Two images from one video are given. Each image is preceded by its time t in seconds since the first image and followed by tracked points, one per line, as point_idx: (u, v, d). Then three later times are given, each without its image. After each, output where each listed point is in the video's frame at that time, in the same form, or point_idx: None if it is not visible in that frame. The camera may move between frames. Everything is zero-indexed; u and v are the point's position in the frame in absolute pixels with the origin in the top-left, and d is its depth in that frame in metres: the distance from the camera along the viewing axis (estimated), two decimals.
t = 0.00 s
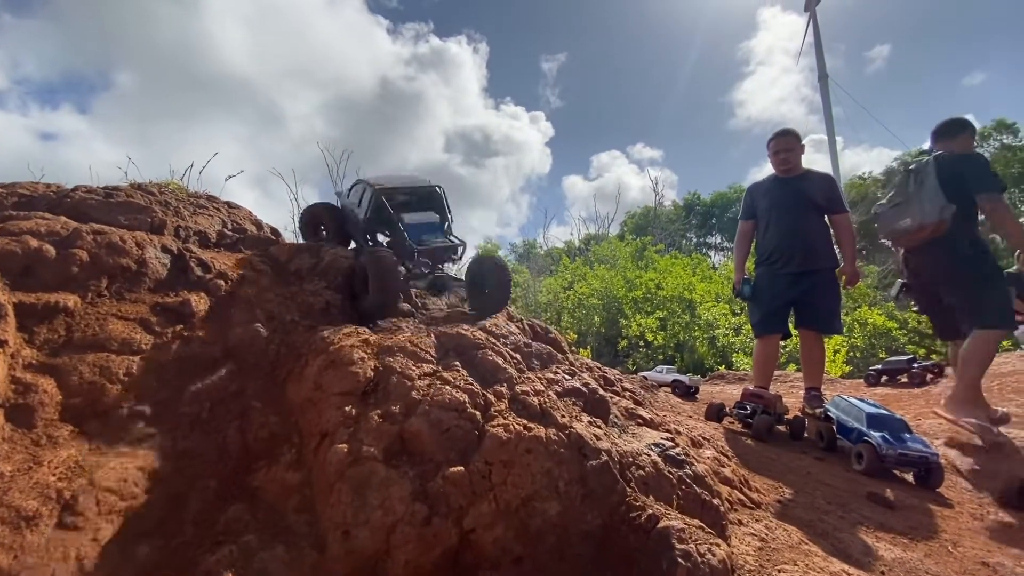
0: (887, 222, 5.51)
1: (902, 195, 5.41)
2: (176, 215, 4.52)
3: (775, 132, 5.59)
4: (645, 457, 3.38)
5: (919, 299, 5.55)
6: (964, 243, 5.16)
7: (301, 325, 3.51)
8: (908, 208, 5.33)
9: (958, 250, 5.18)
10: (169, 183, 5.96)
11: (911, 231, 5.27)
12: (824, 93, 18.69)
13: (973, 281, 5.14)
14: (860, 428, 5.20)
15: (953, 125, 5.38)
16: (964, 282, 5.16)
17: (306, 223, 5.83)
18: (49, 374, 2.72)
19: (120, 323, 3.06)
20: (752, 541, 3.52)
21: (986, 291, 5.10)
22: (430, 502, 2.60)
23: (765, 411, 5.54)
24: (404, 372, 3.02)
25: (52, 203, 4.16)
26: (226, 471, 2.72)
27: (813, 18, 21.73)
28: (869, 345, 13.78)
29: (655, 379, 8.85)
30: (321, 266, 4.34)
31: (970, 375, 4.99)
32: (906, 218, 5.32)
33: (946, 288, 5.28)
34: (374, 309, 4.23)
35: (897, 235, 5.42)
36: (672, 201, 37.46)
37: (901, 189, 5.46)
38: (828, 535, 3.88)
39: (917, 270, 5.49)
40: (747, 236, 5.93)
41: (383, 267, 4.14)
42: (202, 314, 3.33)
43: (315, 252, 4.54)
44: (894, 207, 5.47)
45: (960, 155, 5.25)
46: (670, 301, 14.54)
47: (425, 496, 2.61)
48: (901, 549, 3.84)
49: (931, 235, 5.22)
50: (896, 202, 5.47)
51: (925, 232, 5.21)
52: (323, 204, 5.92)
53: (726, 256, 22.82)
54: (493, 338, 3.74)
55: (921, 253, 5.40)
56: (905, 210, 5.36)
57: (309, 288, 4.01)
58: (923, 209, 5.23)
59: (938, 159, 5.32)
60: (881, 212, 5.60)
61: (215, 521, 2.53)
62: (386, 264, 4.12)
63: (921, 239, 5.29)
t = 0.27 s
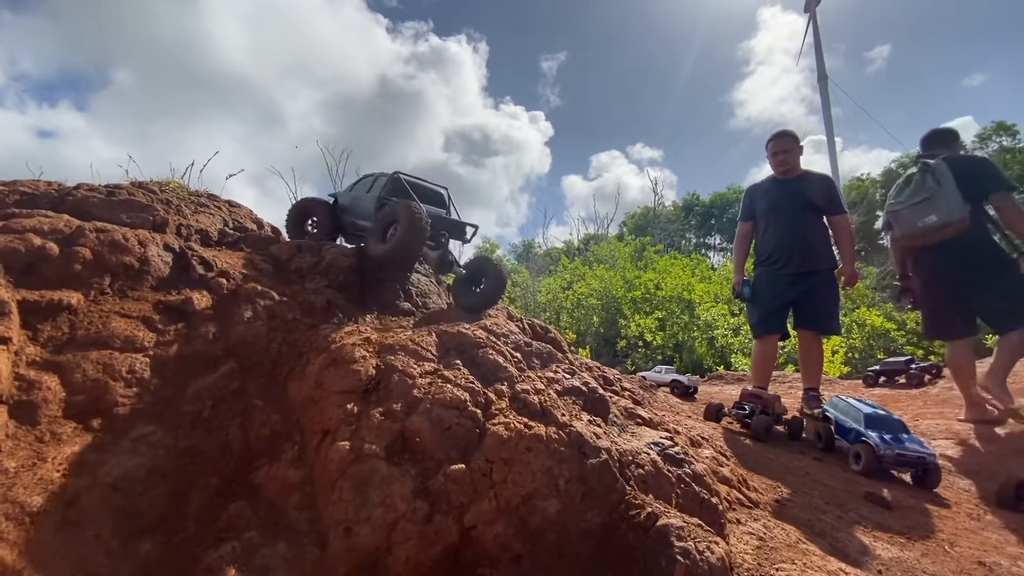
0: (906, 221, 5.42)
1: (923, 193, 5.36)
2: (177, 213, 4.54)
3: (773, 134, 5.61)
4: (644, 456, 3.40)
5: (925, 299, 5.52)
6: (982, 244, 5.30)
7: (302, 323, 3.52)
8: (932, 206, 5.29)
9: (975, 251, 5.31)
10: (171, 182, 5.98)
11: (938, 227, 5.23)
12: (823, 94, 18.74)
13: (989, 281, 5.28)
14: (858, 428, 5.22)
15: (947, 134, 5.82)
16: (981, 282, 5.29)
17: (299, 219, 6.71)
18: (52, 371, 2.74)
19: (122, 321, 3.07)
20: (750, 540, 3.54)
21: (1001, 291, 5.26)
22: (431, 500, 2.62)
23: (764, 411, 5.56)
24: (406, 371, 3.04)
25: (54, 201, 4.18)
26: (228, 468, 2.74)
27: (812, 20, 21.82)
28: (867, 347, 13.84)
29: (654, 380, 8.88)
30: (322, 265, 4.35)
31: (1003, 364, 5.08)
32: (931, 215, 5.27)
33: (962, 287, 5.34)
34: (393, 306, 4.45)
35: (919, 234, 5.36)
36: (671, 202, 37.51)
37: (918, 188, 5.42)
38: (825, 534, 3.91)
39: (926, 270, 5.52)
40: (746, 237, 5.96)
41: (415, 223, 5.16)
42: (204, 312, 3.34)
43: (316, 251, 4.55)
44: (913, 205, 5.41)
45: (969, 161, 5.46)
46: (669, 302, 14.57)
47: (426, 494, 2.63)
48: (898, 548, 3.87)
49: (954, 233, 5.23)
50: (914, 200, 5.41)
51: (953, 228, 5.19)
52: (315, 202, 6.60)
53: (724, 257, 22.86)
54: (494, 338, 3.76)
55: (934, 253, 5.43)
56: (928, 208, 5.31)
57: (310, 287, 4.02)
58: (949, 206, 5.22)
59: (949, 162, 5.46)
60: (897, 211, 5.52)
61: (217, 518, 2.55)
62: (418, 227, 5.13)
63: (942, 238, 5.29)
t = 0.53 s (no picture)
0: (932, 221, 5.36)
1: (948, 194, 5.31)
2: (174, 212, 4.52)
3: (772, 134, 5.60)
4: (642, 457, 3.38)
5: (930, 296, 5.57)
6: (997, 246, 5.34)
7: (299, 322, 3.51)
8: (959, 207, 5.26)
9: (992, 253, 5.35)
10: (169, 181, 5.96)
11: (964, 229, 5.23)
12: (823, 94, 18.72)
13: (998, 282, 5.35)
14: (857, 429, 5.22)
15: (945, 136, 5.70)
16: (989, 282, 5.36)
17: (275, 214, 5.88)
18: (46, 370, 2.73)
19: (118, 320, 3.06)
20: (748, 541, 3.53)
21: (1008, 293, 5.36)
22: (427, 501, 2.61)
23: (763, 412, 5.55)
24: (402, 370, 3.02)
25: (51, 199, 4.16)
26: (224, 468, 2.72)
27: (812, 20, 21.81)
28: (866, 347, 13.85)
29: (653, 380, 8.88)
30: (320, 263, 4.34)
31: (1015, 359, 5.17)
32: (958, 216, 5.24)
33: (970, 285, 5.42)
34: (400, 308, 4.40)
35: (944, 234, 5.33)
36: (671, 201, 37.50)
37: (942, 188, 5.36)
38: (823, 535, 3.90)
39: (935, 269, 5.54)
40: (745, 237, 5.95)
41: (425, 235, 5.10)
42: (200, 312, 3.33)
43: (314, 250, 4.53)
44: (936, 206, 5.35)
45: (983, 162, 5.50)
46: (668, 302, 14.56)
47: (423, 494, 2.61)
48: (896, 549, 3.86)
49: (976, 235, 5.26)
50: (937, 200, 5.35)
51: (976, 231, 5.22)
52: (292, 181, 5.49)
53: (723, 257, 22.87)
54: (492, 337, 3.75)
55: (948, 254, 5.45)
56: (953, 209, 5.27)
57: (307, 285, 4.00)
58: (975, 207, 5.23)
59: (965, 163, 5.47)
60: (920, 210, 5.43)
61: (212, 518, 2.54)
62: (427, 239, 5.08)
63: (963, 239, 5.30)
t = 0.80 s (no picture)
0: (950, 218, 5.34)
1: (969, 193, 5.31)
2: (170, 208, 4.51)
3: (772, 132, 5.59)
4: (638, 453, 3.38)
5: (936, 294, 5.60)
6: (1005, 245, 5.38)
7: (296, 318, 3.50)
8: (978, 207, 5.27)
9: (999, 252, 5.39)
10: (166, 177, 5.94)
11: (980, 229, 5.25)
12: (824, 94, 18.69)
13: (1004, 280, 5.39)
14: (854, 428, 5.22)
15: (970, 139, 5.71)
16: (994, 279, 5.40)
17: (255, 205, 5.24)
18: (41, 364, 2.73)
19: (113, 314, 3.06)
20: (743, 537, 3.54)
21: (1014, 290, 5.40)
22: (422, 495, 2.61)
23: (760, 410, 5.55)
24: (398, 365, 3.02)
25: (47, 193, 4.15)
26: (218, 463, 2.73)
27: (813, 20, 21.80)
28: (864, 347, 13.87)
29: (651, 379, 8.90)
30: (317, 260, 4.33)
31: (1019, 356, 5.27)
32: (976, 216, 5.25)
33: (976, 282, 5.46)
34: (401, 260, 4.26)
35: (959, 232, 5.34)
36: (671, 201, 37.51)
37: (963, 186, 5.35)
38: (820, 532, 3.90)
39: (942, 266, 5.58)
40: (744, 234, 5.95)
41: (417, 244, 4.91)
42: (195, 307, 3.33)
43: (311, 246, 4.52)
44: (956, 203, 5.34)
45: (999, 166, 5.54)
46: (668, 301, 14.54)
47: (417, 489, 2.61)
48: (892, 546, 3.87)
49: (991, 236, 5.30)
50: (957, 198, 5.34)
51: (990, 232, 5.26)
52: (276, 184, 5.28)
53: (723, 257, 22.89)
54: (489, 334, 3.74)
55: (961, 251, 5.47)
56: (973, 208, 5.28)
57: (303, 281, 3.99)
58: (992, 210, 5.25)
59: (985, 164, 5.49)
60: (938, 206, 5.41)
61: (206, 511, 2.54)
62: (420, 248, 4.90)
63: (978, 239, 5.33)
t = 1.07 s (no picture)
0: (960, 210, 5.47)
1: (985, 189, 5.41)
2: (169, 205, 4.50)
3: (771, 132, 5.60)
4: (637, 451, 3.38)
5: (944, 286, 5.73)
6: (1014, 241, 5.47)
7: (295, 316, 3.49)
8: (990, 202, 5.37)
9: (1004, 247, 5.49)
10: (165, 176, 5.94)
11: (990, 224, 5.36)
12: (823, 93, 18.69)
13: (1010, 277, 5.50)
14: (852, 427, 5.23)
15: (1002, 139, 5.77)
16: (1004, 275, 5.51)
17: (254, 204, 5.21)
18: (40, 361, 2.73)
19: (112, 312, 3.06)
20: (741, 535, 3.54)
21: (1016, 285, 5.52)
22: (421, 493, 2.61)
23: (759, 409, 5.55)
24: (397, 364, 3.02)
25: (46, 191, 4.15)
26: (218, 460, 2.73)
27: (813, 19, 21.80)
28: (863, 346, 13.90)
29: (650, 378, 8.91)
30: (316, 258, 4.33)
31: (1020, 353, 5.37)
32: (987, 211, 5.37)
33: (982, 277, 5.57)
34: (400, 257, 4.26)
35: (969, 226, 5.47)
36: (671, 200, 37.51)
37: (981, 181, 5.45)
38: (818, 531, 3.91)
39: (950, 260, 5.70)
40: (744, 234, 5.94)
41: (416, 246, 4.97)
42: (194, 305, 3.32)
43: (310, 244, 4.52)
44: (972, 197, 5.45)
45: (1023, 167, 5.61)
46: (667, 300, 14.54)
47: (417, 486, 2.62)
48: (890, 545, 3.87)
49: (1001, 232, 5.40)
50: (973, 192, 5.45)
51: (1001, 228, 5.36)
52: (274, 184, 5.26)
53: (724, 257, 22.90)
54: (488, 333, 3.74)
55: (965, 244, 5.61)
56: (986, 203, 5.39)
57: (303, 278, 3.99)
58: (1005, 207, 5.35)
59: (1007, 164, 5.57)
60: (953, 198, 5.53)
61: (206, 508, 2.55)
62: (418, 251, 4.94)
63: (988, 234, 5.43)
